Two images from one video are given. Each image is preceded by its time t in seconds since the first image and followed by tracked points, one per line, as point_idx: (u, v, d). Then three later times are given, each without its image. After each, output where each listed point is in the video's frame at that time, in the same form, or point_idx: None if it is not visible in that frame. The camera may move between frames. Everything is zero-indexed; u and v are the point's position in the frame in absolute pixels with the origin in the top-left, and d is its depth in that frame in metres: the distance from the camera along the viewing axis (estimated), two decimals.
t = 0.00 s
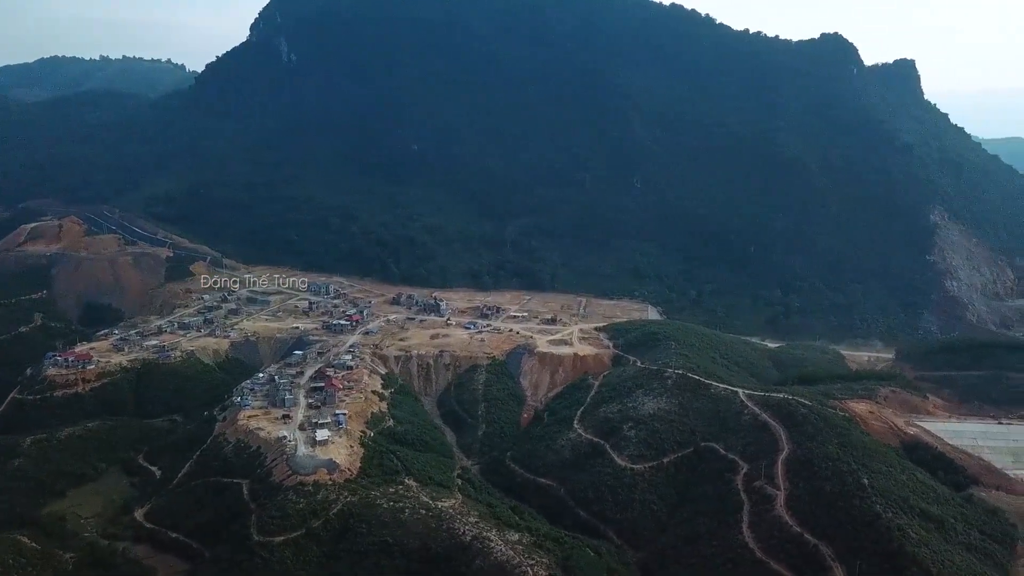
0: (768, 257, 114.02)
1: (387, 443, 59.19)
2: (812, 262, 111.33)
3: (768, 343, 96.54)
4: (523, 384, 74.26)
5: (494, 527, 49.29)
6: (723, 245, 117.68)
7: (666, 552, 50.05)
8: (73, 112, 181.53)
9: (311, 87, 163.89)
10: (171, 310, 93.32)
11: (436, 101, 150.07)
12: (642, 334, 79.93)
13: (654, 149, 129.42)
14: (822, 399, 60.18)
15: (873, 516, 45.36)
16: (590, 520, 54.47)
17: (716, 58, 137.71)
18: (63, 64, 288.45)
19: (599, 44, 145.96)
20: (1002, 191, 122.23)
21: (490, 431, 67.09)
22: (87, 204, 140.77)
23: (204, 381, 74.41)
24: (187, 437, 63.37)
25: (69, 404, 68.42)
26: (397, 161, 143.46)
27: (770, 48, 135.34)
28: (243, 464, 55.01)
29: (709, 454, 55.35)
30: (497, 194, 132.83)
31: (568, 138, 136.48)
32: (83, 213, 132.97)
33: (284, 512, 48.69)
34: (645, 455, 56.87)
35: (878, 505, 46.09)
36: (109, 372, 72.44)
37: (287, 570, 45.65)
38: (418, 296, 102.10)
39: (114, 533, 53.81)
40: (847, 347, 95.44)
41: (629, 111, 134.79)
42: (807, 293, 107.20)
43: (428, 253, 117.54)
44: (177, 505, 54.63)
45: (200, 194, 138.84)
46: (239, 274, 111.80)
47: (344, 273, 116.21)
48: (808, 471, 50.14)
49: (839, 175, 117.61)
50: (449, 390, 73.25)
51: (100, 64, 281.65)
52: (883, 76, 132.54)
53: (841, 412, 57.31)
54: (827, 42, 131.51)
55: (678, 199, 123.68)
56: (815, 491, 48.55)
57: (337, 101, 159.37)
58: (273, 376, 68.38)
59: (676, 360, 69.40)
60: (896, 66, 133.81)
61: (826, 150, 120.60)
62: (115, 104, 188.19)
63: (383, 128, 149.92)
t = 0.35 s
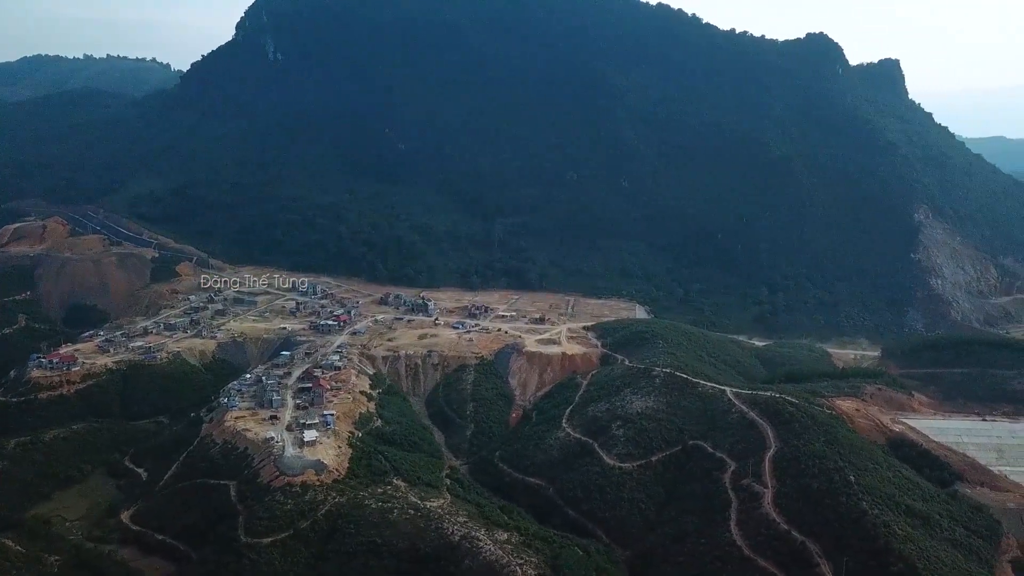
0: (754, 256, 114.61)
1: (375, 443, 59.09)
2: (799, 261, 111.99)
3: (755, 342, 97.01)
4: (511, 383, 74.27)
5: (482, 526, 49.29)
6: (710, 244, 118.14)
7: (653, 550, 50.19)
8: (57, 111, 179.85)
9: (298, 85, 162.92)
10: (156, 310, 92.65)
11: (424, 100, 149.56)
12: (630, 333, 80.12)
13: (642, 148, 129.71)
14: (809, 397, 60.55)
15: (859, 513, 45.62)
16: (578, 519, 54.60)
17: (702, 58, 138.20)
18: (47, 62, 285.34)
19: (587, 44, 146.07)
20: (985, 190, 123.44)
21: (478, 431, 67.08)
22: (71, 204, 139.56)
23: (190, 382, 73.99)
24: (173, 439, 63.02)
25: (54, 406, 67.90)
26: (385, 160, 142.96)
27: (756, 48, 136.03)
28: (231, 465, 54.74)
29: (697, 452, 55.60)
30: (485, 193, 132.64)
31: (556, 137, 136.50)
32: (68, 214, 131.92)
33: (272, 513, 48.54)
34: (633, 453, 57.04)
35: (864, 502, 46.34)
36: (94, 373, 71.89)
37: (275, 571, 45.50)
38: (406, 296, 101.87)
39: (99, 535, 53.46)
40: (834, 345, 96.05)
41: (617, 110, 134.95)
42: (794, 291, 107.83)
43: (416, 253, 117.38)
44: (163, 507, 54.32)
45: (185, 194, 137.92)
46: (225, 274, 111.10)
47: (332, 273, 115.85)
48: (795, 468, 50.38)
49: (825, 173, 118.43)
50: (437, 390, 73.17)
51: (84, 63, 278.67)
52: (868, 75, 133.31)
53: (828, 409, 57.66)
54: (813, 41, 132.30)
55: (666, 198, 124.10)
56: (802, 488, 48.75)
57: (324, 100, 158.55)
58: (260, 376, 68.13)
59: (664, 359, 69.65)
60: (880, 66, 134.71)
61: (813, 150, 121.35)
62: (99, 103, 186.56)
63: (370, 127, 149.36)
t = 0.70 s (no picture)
0: (741, 255, 115.16)
1: (364, 444, 58.94)
2: (785, 260, 112.57)
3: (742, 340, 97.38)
4: (499, 383, 74.22)
5: (471, 526, 49.21)
6: (698, 243, 118.56)
7: (642, 548, 50.15)
8: (40, 111, 178.14)
9: (283, 82, 161.27)
10: (141, 311, 91.89)
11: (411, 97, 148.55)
12: (619, 332, 80.27)
13: (630, 148, 129.95)
14: (796, 395, 60.85)
15: (847, 510, 45.51)
16: (567, 518, 54.64)
17: (690, 58, 138.74)
18: (29, 62, 282.17)
19: (575, 44, 146.27)
20: (970, 190, 124.41)
21: (467, 431, 67.02)
22: (55, 205, 138.26)
23: (177, 384, 73.54)
24: (160, 441, 62.65)
25: (37, 408, 67.14)
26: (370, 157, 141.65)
27: (742, 49, 136.63)
28: (218, 467, 54.44)
29: (685, 451, 55.80)
30: (473, 192, 132.42)
31: (544, 136, 136.48)
32: (52, 214, 130.73)
33: (260, 514, 48.28)
34: (621, 452, 57.16)
35: (851, 500, 46.30)
36: (79, 375, 71.33)
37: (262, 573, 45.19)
38: (394, 296, 101.58)
39: (85, 538, 53.04)
40: (821, 343, 96.55)
41: (605, 110, 135.18)
42: (781, 290, 108.37)
43: (404, 253, 117.22)
44: (150, 509, 53.95)
45: (171, 194, 137.02)
46: (212, 275, 110.31)
47: (319, 273, 115.42)
48: (783, 466, 50.49)
49: (811, 174, 119.29)
50: (426, 390, 73.07)
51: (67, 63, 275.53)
52: (852, 75, 134.08)
53: (815, 407, 57.98)
54: (799, 42, 132.96)
55: (654, 198, 124.56)
56: (790, 486, 48.72)
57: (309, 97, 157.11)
58: (247, 377, 67.83)
59: (652, 358, 69.85)
60: (866, 66, 135.26)
61: (799, 151, 122.21)
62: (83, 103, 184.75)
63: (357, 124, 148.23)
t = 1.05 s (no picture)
0: (722, 254, 116.12)
1: (346, 444, 58.64)
2: (765, 258, 113.53)
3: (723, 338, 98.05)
4: (482, 382, 74.13)
5: (455, 526, 49.09)
6: (679, 242, 119.31)
7: (625, 546, 50.34)
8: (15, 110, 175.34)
9: (261, 78, 158.59)
10: (119, 313, 90.69)
11: (390, 96, 147.41)
12: (601, 331, 80.45)
13: (611, 148, 130.30)
14: (777, 392, 61.34)
15: (827, 506, 45.84)
16: (551, 516, 54.74)
17: (669, 58, 139.18)
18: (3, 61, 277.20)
19: (556, 43, 146.24)
20: (946, 188, 126.05)
21: (450, 430, 66.93)
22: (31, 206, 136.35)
23: (157, 386, 72.76)
24: (140, 444, 62.03)
25: (14, 411, 66.23)
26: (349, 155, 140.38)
27: (721, 48, 137.16)
28: (199, 469, 53.97)
29: (667, 449, 56.11)
30: (455, 192, 132.19)
31: (526, 135, 136.31)
32: (27, 215, 128.88)
33: (241, 517, 47.88)
34: (604, 450, 57.36)
35: (832, 495, 46.67)
36: (56, 378, 70.39)
37: None
38: (376, 296, 101.19)
39: (63, 543, 52.37)
40: (801, 341, 97.37)
41: (586, 110, 135.30)
42: (761, 288, 109.21)
43: (387, 254, 116.93)
44: (130, 513, 53.36)
45: (149, 193, 135.33)
46: (191, 276, 109.15)
47: (300, 274, 114.77)
48: (764, 462, 50.83)
49: (790, 174, 120.37)
50: (408, 390, 72.85)
51: (42, 63, 270.66)
52: (831, 74, 135.01)
53: (795, 404, 58.49)
54: (778, 41, 133.64)
55: (635, 198, 125.14)
56: (770, 482, 49.10)
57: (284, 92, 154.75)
58: (228, 378, 67.30)
59: (634, 356, 70.13)
60: (844, 65, 136.19)
61: (778, 150, 123.15)
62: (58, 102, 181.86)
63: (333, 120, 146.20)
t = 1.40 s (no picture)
0: (703, 252, 116.93)
1: (328, 445, 58.38)
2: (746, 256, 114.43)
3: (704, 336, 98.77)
4: (465, 382, 74.01)
5: (438, 526, 49.04)
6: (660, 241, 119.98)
7: (608, 544, 50.54)
8: None
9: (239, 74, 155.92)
10: (97, 315, 89.58)
11: (369, 92, 145.59)
12: (583, 329, 80.65)
13: (593, 147, 130.56)
14: (758, 389, 61.77)
15: (808, 502, 46.17)
16: (534, 515, 54.82)
17: (650, 57, 139.57)
18: None
19: (537, 41, 145.47)
20: (923, 187, 127.61)
21: (433, 430, 66.81)
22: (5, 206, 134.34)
23: (135, 389, 71.98)
24: (119, 447, 61.39)
25: None
26: (329, 154, 139.01)
27: (701, 48, 137.69)
28: (179, 471, 53.48)
29: (649, 446, 56.35)
30: (437, 191, 132.04)
31: (509, 134, 136.19)
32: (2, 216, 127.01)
33: (222, 519, 47.51)
34: (587, 449, 57.50)
35: (812, 491, 47.02)
36: (32, 381, 69.48)
37: None
38: (357, 296, 100.86)
39: (41, 547, 51.75)
40: (781, 338, 98.32)
41: (568, 108, 135.27)
42: (741, 286, 110.12)
43: (369, 254, 116.68)
44: (109, 516, 52.79)
45: (127, 192, 133.80)
46: (169, 277, 108.12)
47: (281, 274, 114.35)
48: (746, 459, 51.15)
49: (770, 174, 121.38)
50: (391, 390, 72.66)
51: (15, 61, 265.69)
52: (810, 73, 135.91)
53: (775, 401, 58.93)
54: (757, 41, 134.19)
55: (617, 197, 125.66)
56: (751, 479, 49.44)
57: (261, 87, 152.54)
58: (208, 380, 66.65)
59: (616, 354, 70.35)
60: (823, 65, 137.25)
61: (759, 150, 123.88)
62: (32, 100, 179.08)
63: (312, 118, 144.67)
